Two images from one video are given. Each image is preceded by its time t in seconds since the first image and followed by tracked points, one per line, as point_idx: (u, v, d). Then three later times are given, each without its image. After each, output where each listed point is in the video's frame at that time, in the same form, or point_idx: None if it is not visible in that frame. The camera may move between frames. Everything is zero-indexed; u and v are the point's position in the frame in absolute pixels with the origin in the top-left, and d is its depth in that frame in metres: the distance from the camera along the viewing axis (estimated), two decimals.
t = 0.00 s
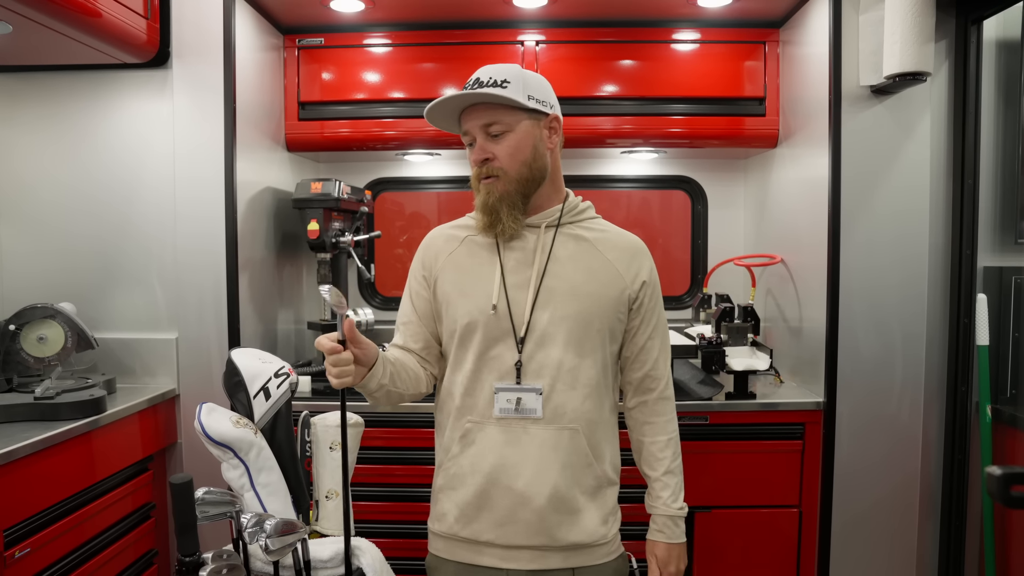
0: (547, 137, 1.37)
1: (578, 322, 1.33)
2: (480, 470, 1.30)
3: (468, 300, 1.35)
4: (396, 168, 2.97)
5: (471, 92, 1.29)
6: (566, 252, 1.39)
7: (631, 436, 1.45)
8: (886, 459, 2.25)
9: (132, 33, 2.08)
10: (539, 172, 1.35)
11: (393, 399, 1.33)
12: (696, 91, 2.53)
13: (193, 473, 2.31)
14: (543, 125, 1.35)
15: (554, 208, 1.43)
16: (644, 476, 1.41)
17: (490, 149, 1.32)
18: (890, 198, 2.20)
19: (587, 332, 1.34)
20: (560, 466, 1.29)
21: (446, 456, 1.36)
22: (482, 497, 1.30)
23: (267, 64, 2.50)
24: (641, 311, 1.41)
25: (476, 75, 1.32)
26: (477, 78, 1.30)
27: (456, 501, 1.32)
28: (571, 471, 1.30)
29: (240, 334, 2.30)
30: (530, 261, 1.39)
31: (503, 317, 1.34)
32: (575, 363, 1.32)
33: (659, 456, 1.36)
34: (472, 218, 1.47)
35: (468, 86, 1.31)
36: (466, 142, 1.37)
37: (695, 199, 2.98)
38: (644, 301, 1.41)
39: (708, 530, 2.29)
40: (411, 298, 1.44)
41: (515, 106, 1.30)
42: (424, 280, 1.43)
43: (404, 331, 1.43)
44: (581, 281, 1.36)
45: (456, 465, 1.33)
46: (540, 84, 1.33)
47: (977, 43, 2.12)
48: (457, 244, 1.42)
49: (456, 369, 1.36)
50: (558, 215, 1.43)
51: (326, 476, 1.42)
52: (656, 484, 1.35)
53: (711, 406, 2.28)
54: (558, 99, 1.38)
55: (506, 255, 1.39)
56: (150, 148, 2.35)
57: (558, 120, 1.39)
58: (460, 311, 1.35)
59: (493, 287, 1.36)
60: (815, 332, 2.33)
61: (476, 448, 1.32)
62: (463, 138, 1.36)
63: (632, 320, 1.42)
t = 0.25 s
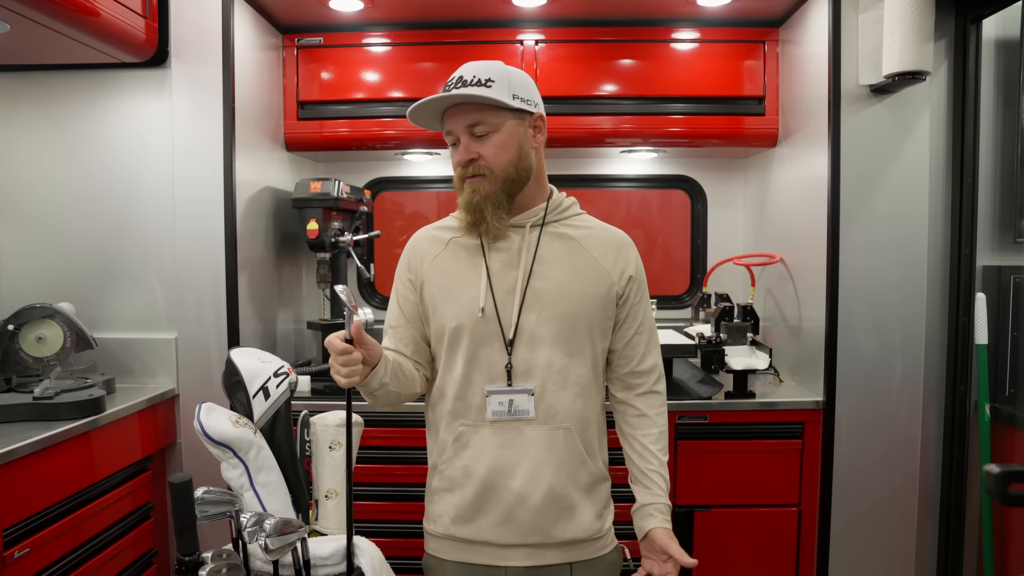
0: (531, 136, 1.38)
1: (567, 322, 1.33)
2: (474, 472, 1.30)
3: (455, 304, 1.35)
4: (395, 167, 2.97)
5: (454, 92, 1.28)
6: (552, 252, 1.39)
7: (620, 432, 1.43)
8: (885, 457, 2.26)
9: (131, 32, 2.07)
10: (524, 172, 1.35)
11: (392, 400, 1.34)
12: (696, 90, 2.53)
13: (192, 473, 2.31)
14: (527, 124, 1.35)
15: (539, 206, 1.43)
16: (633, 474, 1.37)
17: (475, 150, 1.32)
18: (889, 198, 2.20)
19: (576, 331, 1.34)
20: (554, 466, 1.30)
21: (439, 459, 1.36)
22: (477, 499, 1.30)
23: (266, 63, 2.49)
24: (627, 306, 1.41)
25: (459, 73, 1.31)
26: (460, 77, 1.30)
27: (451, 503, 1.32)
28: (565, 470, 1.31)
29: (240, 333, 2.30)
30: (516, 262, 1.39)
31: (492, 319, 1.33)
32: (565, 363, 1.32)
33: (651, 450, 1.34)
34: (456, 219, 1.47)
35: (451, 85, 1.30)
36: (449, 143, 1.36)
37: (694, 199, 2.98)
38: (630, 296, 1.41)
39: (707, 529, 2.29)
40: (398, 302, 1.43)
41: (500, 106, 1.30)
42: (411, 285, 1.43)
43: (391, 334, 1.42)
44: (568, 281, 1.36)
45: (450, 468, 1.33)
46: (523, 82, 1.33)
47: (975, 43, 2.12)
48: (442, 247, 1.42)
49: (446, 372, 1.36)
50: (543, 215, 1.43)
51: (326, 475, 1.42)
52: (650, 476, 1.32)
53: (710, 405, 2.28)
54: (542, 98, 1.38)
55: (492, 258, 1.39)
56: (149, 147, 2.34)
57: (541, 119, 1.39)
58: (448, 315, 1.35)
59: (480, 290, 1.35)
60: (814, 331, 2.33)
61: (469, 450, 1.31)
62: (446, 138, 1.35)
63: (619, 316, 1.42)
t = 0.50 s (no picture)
0: (529, 137, 1.38)
1: (563, 321, 1.34)
2: (471, 472, 1.30)
3: (451, 303, 1.35)
4: (395, 167, 2.97)
5: (453, 92, 1.28)
6: (548, 251, 1.39)
7: (616, 431, 1.43)
8: (885, 457, 2.26)
9: (131, 32, 2.08)
10: (522, 173, 1.35)
11: (392, 401, 1.34)
12: (696, 90, 2.53)
13: (193, 472, 2.31)
14: (525, 125, 1.35)
15: (535, 206, 1.43)
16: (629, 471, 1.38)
17: (473, 151, 1.31)
18: (889, 197, 2.20)
19: (573, 330, 1.34)
20: (550, 466, 1.30)
21: (435, 459, 1.36)
22: (474, 499, 1.30)
23: (267, 63, 2.50)
24: (623, 306, 1.41)
25: (457, 73, 1.31)
26: (459, 77, 1.30)
27: (448, 504, 1.32)
28: (562, 470, 1.31)
29: (240, 333, 2.30)
30: (513, 261, 1.39)
31: (488, 319, 1.33)
32: (561, 362, 1.33)
33: (648, 449, 1.34)
34: (452, 220, 1.47)
35: (450, 85, 1.30)
36: (447, 143, 1.36)
37: (694, 199, 2.98)
38: (626, 295, 1.41)
39: (707, 529, 2.29)
40: (394, 302, 1.43)
41: (498, 107, 1.30)
42: (407, 285, 1.43)
43: (387, 335, 1.42)
44: (564, 280, 1.36)
45: (446, 468, 1.33)
46: (521, 82, 1.33)
47: (976, 43, 2.12)
48: (438, 247, 1.42)
49: (442, 373, 1.36)
50: (538, 215, 1.43)
51: (326, 475, 1.42)
52: (648, 475, 1.32)
53: (710, 405, 2.28)
54: (539, 99, 1.38)
55: (488, 257, 1.39)
56: (150, 147, 2.34)
57: (539, 119, 1.39)
58: (444, 314, 1.35)
59: (476, 289, 1.35)
60: (814, 331, 2.33)
61: (466, 450, 1.31)
62: (444, 138, 1.35)
63: (615, 316, 1.42)
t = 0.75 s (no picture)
0: (536, 137, 1.39)
1: (566, 321, 1.34)
2: (472, 472, 1.30)
3: (454, 302, 1.35)
4: (396, 167, 2.97)
5: (462, 91, 1.27)
6: (552, 251, 1.39)
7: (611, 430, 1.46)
8: (885, 457, 2.26)
9: (132, 33, 2.08)
10: (527, 173, 1.36)
11: (391, 401, 1.35)
12: (696, 90, 2.53)
13: (193, 472, 2.31)
14: (533, 125, 1.35)
15: (539, 207, 1.43)
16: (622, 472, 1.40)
17: (480, 150, 1.31)
18: (889, 198, 2.20)
19: (576, 331, 1.34)
20: (553, 466, 1.30)
21: (437, 459, 1.36)
22: (475, 500, 1.30)
23: (267, 64, 2.50)
24: (627, 308, 1.41)
25: (465, 71, 1.30)
26: (467, 75, 1.29)
27: (449, 504, 1.32)
28: (564, 471, 1.31)
29: (241, 334, 2.30)
30: (517, 261, 1.39)
31: (491, 318, 1.33)
32: (564, 363, 1.33)
33: (635, 451, 1.38)
34: (457, 219, 1.47)
35: (458, 83, 1.30)
36: (454, 142, 1.36)
37: (694, 199, 2.98)
38: (630, 298, 1.41)
39: (707, 529, 2.29)
40: (398, 301, 1.44)
41: (506, 106, 1.30)
42: (410, 283, 1.43)
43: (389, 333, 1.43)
44: (568, 281, 1.36)
45: (448, 468, 1.33)
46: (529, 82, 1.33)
47: (976, 43, 2.12)
48: (442, 246, 1.42)
49: (445, 372, 1.36)
50: (543, 215, 1.43)
51: (327, 475, 1.42)
52: (634, 477, 1.36)
53: (710, 405, 2.28)
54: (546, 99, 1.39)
55: (492, 256, 1.39)
56: (150, 148, 2.35)
57: (546, 120, 1.40)
58: (447, 313, 1.35)
59: (480, 288, 1.36)
60: (814, 331, 2.33)
61: (467, 450, 1.31)
62: (451, 136, 1.35)
63: (618, 318, 1.42)
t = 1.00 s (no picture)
0: (544, 137, 1.39)
1: (576, 321, 1.34)
2: (483, 473, 1.30)
3: (463, 302, 1.35)
4: (396, 168, 2.97)
5: (470, 90, 1.28)
6: (562, 252, 1.40)
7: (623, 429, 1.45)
8: (885, 457, 2.26)
9: (131, 33, 2.08)
10: (535, 173, 1.36)
11: (386, 400, 1.33)
12: (696, 91, 2.54)
13: (193, 473, 2.31)
14: (541, 125, 1.35)
15: (548, 208, 1.44)
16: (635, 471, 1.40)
17: (488, 150, 1.32)
18: (889, 198, 2.21)
19: (586, 331, 1.34)
20: (563, 468, 1.29)
21: (447, 461, 1.36)
22: (486, 501, 1.30)
23: (267, 64, 2.50)
24: (636, 308, 1.41)
25: (473, 71, 1.31)
26: (475, 75, 1.29)
27: (459, 506, 1.32)
28: (575, 472, 1.30)
29: (240, 334, 2.30)
30: (526, 261, 1.39)
31: (500, 318, 1.33)
32: (574, 363, 1.33)
33: (649, 450, 1.38)
34: (465, 220, 1.47)
35: (466, 83, 1.30)
36: (462, 142, 1.36)
37: (694, 199, 2.98)
38: (639, 298, 1.42)
39: (707, 529, 2.29)
40: (405, 302, 1.44)
41: (514, 106, 1.31)
42: (417, 284, 1.43)
43: (396, 333, 1.43)
44: (578, 282, 1.36)
45: (458, 470, 1.33)
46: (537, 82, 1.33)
47: (975, 44, 2.12)
48: (451, 247, 1.42)
49: (453, 373, 1.36)
50: (552, 216, 1.43)
51: (326, 476, 1.43)
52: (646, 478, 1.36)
53: (710, 405, 2.28)
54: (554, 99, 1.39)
55: (502, 257, 1.39)
56: (150, 148, 2.34)
57: (554, 120, 1.40)
58: (456, 313, 1.35)
59: (489, 288, 1.36)
60: (814, 332, 2.33)
61: (477, 452, 1.31)
62: (459, 136, 1.35)
63: (628, 318, 1.42)
